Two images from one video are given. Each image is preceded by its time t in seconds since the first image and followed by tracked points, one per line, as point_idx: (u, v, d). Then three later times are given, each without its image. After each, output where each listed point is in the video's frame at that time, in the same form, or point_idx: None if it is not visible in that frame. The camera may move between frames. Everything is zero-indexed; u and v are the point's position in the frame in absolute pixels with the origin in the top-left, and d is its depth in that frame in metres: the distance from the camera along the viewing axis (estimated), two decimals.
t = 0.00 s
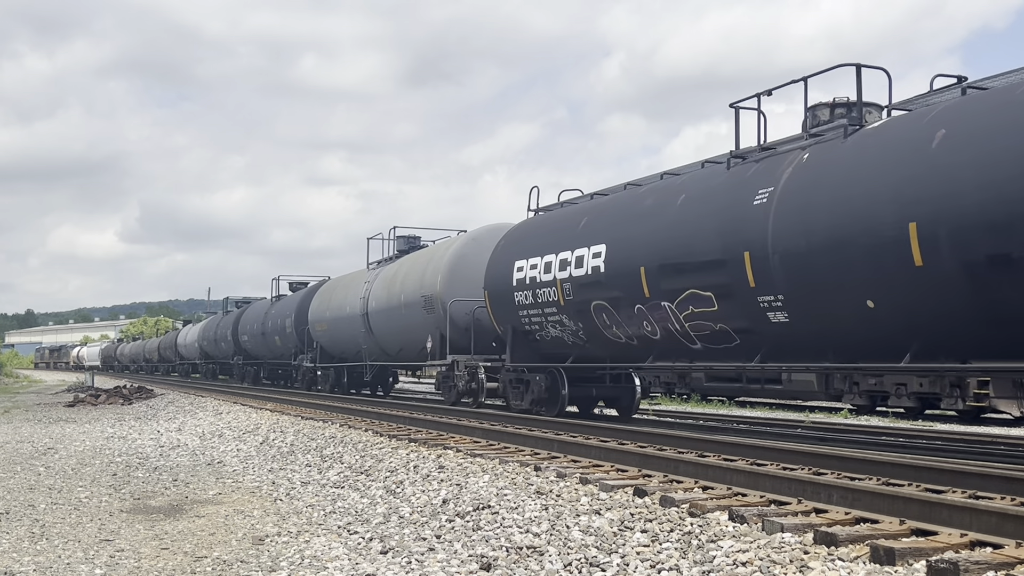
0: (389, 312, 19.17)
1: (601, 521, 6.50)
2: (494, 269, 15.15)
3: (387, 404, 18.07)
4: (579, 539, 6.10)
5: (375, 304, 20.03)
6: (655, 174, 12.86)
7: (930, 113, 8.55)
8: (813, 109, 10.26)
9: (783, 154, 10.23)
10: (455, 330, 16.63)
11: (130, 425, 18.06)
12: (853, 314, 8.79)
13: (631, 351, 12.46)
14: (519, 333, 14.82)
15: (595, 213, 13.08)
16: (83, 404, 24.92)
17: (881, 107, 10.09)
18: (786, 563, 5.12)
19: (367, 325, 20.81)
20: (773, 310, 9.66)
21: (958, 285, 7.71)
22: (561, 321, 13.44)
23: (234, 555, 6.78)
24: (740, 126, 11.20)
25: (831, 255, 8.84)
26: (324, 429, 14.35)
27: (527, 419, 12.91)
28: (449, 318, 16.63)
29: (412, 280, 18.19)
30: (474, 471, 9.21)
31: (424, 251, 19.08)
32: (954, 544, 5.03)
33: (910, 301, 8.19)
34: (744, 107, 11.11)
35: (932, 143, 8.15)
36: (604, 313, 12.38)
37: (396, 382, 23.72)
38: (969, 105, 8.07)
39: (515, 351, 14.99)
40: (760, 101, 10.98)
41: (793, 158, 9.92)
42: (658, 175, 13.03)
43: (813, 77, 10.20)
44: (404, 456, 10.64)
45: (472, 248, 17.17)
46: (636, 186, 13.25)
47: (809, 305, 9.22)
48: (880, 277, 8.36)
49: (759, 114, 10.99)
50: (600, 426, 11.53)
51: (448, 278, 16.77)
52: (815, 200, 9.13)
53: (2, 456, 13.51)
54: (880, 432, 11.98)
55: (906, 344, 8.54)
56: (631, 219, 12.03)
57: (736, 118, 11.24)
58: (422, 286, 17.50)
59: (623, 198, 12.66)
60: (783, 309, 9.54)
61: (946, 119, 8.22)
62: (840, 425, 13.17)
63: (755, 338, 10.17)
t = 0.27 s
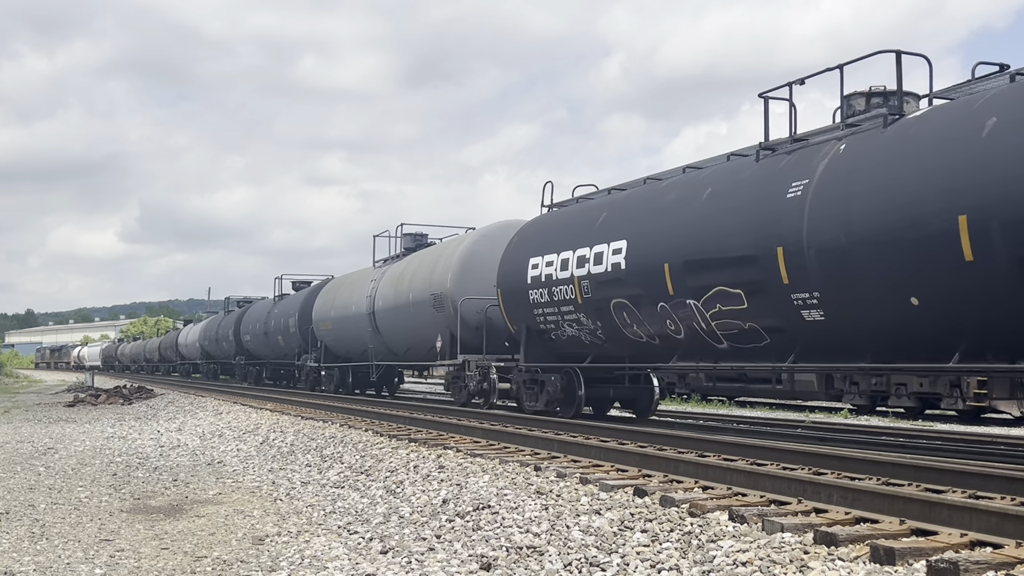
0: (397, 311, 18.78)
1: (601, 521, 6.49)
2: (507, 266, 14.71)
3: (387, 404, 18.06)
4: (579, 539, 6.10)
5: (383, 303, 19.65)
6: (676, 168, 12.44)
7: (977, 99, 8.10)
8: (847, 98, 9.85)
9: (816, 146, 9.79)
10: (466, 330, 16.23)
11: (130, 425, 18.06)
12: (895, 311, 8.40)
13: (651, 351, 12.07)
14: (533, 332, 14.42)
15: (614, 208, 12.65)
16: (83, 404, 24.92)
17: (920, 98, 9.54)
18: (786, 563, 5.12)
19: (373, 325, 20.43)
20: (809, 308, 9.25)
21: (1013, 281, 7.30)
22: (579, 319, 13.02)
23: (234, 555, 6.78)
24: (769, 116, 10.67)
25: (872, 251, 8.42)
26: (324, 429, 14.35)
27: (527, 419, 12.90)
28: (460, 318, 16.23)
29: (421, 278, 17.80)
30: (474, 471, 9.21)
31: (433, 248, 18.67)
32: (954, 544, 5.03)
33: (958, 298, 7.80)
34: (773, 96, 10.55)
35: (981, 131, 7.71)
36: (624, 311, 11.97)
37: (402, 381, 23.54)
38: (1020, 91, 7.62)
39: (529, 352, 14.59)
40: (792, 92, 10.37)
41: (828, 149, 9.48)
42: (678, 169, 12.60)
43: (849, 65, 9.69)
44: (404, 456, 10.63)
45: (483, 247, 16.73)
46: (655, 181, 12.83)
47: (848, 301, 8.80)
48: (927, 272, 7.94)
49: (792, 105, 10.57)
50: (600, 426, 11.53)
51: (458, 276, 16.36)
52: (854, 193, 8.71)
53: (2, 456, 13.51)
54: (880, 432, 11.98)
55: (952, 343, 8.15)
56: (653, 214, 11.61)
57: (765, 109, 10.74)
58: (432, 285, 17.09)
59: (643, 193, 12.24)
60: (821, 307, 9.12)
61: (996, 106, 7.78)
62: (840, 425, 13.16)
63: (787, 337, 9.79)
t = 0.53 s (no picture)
0: (406, 309, 18.48)
1: (601, 521, 6.49)
2: (522, 263, 14.27)
3: (387, 404, 18.03)
4: (579, 539, 6.10)
5: (390, 301, 19.39)
6: (700, 161, 11.92)
7: None
8: (884, 87, 9.34)
9: (853, 135, 9.27)
10: (477, 329, 15.95)
11: (130, 425, 18.05)
12: (942, 307, 7.88)
13: (675, 351, 11.60)
14: (548, 331, 14.00)
15: (634, 203, 12.17)
16: (83, 404, 24.91)
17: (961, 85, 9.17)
18: (786, 563, 5.12)
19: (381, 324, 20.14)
20: (847, 306, 8.75)
21: None
22: (597, 318, 12.57)
23: (234, 555, 6.77)
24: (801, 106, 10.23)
25: (917, 245, 7.90)
26: (324, 429, 14.34)
27: (527, 419, 12.90)
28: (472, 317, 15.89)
29: (430, 275, 17.51)
30: (474, 471, 9.20)
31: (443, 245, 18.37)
32: (954, 544, 5.03)
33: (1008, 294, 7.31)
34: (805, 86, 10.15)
35: None
36: (646, 310, 11.50)
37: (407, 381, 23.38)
38: None
39: (544, 351, 14.17)
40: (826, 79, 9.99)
41: (866, 138, 8.96)
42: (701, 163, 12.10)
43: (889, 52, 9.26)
44: (404, 456, 10.63)
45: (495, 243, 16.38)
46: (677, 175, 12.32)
47: (892, 298, 8.28)
48: (979, 265, 7.42)
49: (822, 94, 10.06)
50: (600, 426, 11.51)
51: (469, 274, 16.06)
52: (895, 183, 8.20)
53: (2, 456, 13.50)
54: (880, 432, 11.97)
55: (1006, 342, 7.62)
56: (677, 209, 11.13)
57: (795, 98, 10.27)
58: (442, 283, 16.77)
59: (665, 187, 11.75)
60: (860, 305, 8.62)
61: None
62: (840, 425, 13.15)
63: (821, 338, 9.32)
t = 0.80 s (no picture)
0: (415, 308, 18.06)
1: (601, 521, 6.49)
2: (537, 260, 13.79)
3: (388, 404, 18.03)
4: (579, 539, 6.09)
5: (398, 300, 18.97)
6: (725, 154, 11.43)
7: None
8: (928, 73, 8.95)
9: (893, 122, 8.84)
10: (489, 328, 15.47)
11: (130, 425, 18.05)
12: (995, 302, 7.47)
13: (699, 352, 11.11)
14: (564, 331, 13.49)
15: (656, 197, 11.68)
16: (83, 404, 24.91)
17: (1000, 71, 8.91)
18: (786, 563, 5.11)
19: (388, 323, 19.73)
20: (890, 303, 8.32)
21: None
22: (617, 317, 12.08)
23: (234, 555, 6.78)
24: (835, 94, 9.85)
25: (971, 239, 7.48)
26: (324, 429, 14.34)
27: (527, 419, 12.89)
28: (483, 316, 15.44)
29: (440, 274, 17.08)
30: (474, 471, 9.20)
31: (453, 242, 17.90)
32: (954, 544, 5.03)
33: None
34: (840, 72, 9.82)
35: None
36: (671, 308, 11.03)
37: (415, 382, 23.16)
38: None
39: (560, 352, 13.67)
40: (862, 66, 9.57)
41: (909, 125, 8.52)
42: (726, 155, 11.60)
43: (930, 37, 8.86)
44: (404, 456, 10.63)
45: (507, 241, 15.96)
46: (700, 168, 11.83)
47: (939, 295, 7.87)
48: None
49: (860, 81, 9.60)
50: (600, 426, 11.51)
51: (481, 271, 15.60)
52: (945, 174, 7.76)
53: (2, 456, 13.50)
54: (881, 432, 11.98)
55: None
56: (703, 203, 10.66)
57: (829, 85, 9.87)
58: (451, 280, 16.36)
59: (689, 180, 11.26)
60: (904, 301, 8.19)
61: None
62: (840, 425, 13.15)
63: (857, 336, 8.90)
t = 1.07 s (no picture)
0: (423, 306, 17.74)
1: (601, 521, 6.49)
2: (553, 256, 13.32)
3: (388, 404, 18.02)
4: (579, 539, 6.09)
5: (405, 298, 18.61)
6: (753, 145, 10.98)
7: None
8: (973, 59, 8.67)
9: (939, 109, 8.39)
10: (502, 327, 15.17)
11: (129, 425, 18.04)
12: None
13: (726, 351, 10.65)
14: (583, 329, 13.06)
15: (682, 191, 11.23)
16: (83, 404, 24.90)
17: None
18: (786, 563, 5.11)
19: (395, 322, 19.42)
20: (938, 299, 7.86)
21: None
22: (639, 315, 11.63)
23: (234, 555, 6.77)
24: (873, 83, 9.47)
25: None
26: (324, 429, 14.33)
27: (527, 419, 12.89)
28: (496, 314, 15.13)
29: (450, 272, 16.77)
30: (474, 471, 9.20)
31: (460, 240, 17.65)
32: (954, 544, 5.03)
33: None
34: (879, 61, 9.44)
35: None
36: (697, 305, 10.58)
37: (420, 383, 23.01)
38: None
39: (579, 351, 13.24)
40: (905, 54, 9.21)
41: (956, 112, 8.08)
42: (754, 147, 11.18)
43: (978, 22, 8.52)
44: (404, 456, 10.62)
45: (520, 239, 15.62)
46: (727, 161, 11.38)
47: (992, 291, 7.41)
48: None
49: (899, 72, 9.27)
50: (601, 426, 11.51)
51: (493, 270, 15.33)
52: (998, 161, 7.32)
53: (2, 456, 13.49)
54: (881, 432, 11.98)
55: None
56: (734, 197, 10.21)
57: (869, 74, 9.52)
58: (462, 278, 16.04)
59: (717, 173, 10.81)
60: (954, 297, 7.72)
61: None
62: (839, 425, 13.15)
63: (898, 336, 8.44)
